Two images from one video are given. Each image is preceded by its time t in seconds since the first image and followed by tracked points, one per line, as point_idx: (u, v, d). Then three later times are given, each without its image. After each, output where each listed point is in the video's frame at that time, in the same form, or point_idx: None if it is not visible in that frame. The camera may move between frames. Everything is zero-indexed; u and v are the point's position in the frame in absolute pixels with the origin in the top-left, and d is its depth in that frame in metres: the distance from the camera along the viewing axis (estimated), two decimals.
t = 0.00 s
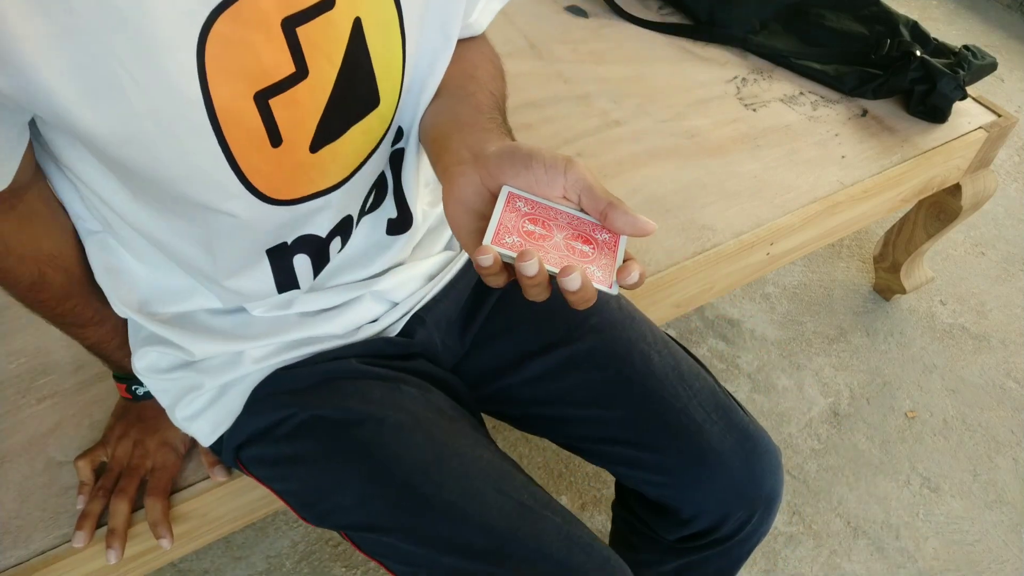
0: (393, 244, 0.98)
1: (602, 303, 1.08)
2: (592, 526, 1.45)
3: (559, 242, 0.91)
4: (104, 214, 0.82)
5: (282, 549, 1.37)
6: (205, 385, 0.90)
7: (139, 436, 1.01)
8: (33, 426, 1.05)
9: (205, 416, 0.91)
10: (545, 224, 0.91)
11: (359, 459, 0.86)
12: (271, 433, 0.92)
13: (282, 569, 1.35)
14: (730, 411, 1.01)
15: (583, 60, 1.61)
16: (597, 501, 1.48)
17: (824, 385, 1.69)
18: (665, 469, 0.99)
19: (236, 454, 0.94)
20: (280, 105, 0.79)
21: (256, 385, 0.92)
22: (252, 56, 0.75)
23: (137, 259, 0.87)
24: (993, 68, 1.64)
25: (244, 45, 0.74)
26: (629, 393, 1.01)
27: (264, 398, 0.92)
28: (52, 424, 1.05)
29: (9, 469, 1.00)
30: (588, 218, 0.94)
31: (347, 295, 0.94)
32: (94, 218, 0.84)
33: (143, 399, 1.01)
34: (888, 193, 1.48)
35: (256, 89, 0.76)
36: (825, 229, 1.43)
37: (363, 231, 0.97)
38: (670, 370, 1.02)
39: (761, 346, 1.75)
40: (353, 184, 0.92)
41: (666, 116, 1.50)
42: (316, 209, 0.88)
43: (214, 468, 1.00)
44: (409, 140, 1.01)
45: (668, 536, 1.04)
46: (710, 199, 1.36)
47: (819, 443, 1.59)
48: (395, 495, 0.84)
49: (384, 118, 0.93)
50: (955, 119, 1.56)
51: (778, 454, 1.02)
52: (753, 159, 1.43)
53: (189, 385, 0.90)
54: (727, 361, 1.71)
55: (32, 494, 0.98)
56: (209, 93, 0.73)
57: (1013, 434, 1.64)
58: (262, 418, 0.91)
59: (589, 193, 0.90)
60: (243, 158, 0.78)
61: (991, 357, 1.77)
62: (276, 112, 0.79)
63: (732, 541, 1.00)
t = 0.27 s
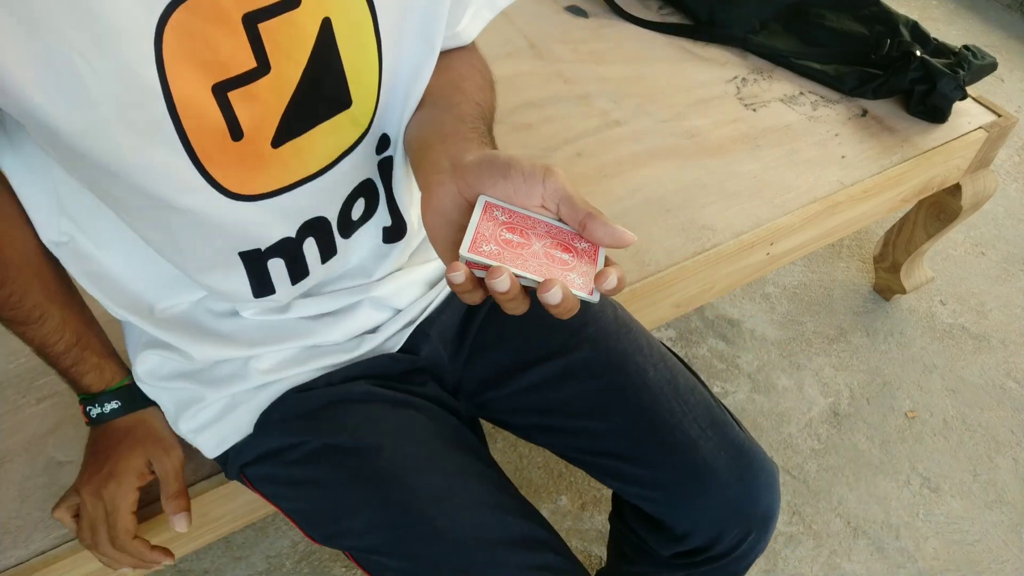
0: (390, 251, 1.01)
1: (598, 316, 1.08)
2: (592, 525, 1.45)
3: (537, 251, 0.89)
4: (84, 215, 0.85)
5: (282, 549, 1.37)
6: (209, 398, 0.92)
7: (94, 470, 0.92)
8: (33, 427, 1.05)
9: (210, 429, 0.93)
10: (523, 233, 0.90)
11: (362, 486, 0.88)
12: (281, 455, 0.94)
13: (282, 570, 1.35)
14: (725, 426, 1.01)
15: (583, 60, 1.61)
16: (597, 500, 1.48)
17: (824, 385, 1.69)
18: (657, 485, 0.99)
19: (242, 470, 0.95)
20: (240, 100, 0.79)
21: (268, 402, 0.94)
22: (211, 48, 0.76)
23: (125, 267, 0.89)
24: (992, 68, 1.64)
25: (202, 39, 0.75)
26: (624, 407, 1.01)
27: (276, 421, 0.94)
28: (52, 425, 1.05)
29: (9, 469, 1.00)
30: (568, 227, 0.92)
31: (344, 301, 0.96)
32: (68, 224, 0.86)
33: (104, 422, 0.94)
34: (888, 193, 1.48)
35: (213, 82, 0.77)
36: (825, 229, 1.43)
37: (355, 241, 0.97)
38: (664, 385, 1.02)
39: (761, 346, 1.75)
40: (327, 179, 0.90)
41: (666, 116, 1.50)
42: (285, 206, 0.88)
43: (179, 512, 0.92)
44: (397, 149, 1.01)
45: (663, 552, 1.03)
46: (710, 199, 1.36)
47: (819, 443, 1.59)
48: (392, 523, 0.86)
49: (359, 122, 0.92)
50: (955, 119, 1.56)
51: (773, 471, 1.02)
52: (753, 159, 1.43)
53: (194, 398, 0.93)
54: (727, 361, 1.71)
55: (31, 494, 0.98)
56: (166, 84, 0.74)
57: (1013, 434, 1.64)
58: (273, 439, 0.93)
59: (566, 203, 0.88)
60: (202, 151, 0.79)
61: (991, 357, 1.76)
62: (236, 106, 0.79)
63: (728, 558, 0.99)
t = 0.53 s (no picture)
0: (393, 260, 1.00)
1: (596, 328, 1.08)
2: (592, 525, 1.45)
3: (549, 245, 0.86)
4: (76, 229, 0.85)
5: (282, 549, 1.37)
6: (215, 409, 0.92)
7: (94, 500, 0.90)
8: (33, 426, 1.04)
9: (217, 440, 0.93)
10: (530, 231, 0.87)
11: (362, 501, 0.89)
12: (289, 474, 0.94)
13: (282, 570, 1.35)
14: (723, 439, 1.01)
15: (583, 60, 1.61)
16: (597, 500, 1.47)
17: (823, 385, 1.69)
18: (653, 500, 0.99)
19: (246, 482, 0.95)
20: (218, 101, 0.80)
21: (276, 419, 0.94)
22: (190, 51, 0.77)
23: (125, 278, 0.89)
24: (992, 68, 1.64)
25: (181, 41, 0.76)
26: (622, 420, 1.01)
27: (285, 442, 0.94)
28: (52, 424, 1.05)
29: (9, 469, 1.00)
30: (571, 229, 0.90)
31: (347, 310, 0.96)
32: (67, 236, 0.86)
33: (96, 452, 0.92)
34: (888, 193, 1.48)
35: (192, 83, 0.78)
36: (825, 229, 1.43)
37: (354, 247, 0.96)
38: (662, 398, 1.02)
39: (761, 346, 1.75)
40: (311, 178, 0.91)
41: (666, 116, 1.50)
42: (267, 203, 0.88)
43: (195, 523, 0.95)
44: (396, 156, 1.00)
45: (660, 566, 1.02)
46: (711, 199, 1.36)
47: (819, 443, 1.59)
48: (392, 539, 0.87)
49: (346, 125, 0.92)
50: (955, 119, 1.56)
51: (771, 488, 1.02)
52: (753, 159, 1.43)
53: (200, 409, 0.93)
54: (727, 361, 1.71)
55: (32, 494, 0.98)
56: (146, 85, 0.75)
57: (1013, 434, 1.64)
58: (280, 458, 0.93)
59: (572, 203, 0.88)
60: (181, 152, 0.80)
61: (991, 357, 1.77)
62: (214, 107, 0.80)
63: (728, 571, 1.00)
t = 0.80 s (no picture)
0: (393, 261, 1.00)
1: (596, 326, 1.09)
2: (592, 525, 1.45)
3: (566, 238, 0.85)
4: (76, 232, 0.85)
5: (282, 549, 1.37)
6: (215, 411, 0.92)
7: (104, 500, 0.91)
8: (33, 426, 1.04)
9: (217, 442, 0.93)
10: (547, 225, 0.86)
11: (359, 506, 0.89)
12: (289, 478, 0.94)
13: (282, 570, 1.35)
14: (725, 435, 1.01)
15: (583, 60, 1.61)
16: (597, 500, 1.48)
17: (824, 385, 1.69)
18: (656, 495, 0.98)
19: (245, 483, 0.96)
20: (219, 103, 0.81)
21: (276, 420, 0.94)
22: (190, 52, 0.77)
23: (124, 281, 0.90)
24: (993, 68, 1.64)
25: (181, 43, 0.76)
26: (624, 414, 1.02)
27: (286, 445, 0.93)
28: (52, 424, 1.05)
29: (9, 469, 1.00)
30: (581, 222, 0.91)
31: (347, 310, 0.96)
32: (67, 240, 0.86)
33: (102, 451, 0.92)
34: (888, 193, 1.48)
35: (193, 85, 0.78)
36: (825, 229, 1.43)
37: (354, 247, 0.96)
38: (663, 394, 1.03)
39: (761, 346, 1.75)
40: (311, 180, 0.91)
41: (666, 116, 1.50)
42: (267, 205, 0.88)
43: (205, 513, 0.97)
44: (395, 156, 1.00)
45: (664, 561, 1.02)
46: (711, 199, 1.36)
47: (819, 443, 1.59)
48: (390, 540, 0.87)
49: (346, 126, 0.93)
50: (955, 119, 1.56)
51: (774, 482, 1.02)
52: (753, 159, 1.43)
53: (200, 410, 0.93)
54: (727, 361, 1.71)
55: (32, 494, 0.98)
56: (145, 87, 0.75)
57: (1013, 434, 1.64)
58: (280, 461, 0.93)
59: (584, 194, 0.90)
60: (180, 153, 0.80)
61: (991, 357, 1.76)
62: (215, 109, 0.80)
63: (729, 567, 0.99)
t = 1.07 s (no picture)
0: (393, 259, 1.00)
1: (597, 323, 1.08)
2: (592, 525, 1.45)
3: (573, 237, 0.85)
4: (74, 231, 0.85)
5: (282, 549, 1.37)
6: (217, 410, 0.92)
7: (102, 513, 0.88)
8: (34, 426, 1.04)
9: (218, 441, 0.93)
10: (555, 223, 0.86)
11: (360, 505, 0.89)
12: (290, 478, 0.94)
13: (282, 570, 1.35)
14: (725, 432, 1.01)
15: (583, 60, 1.61)
16: (597, 500, 1.47)
17: (824, 385, 1.69)
18: (657, 493, 0.98)
19: (245, 483, 0.95)
20: (222, 102, 0.81)
21: (278, 419, 0.94)
22: (194, 50, 0.77)
23: (123, 281, 0.89)
24: (993, 68, 1.64)
25: (186, 41, 0.76)
26: (624, 413, 1.02)
27: (287, 446, 0.93)
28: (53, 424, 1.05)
29: (9, 469, 1.00)
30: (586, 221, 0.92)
31: (347, 309, 0.96)
32: (64, 242, 0.85)
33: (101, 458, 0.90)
34: (888, 193, 1.48)
35: (196, 83, 0.78)
36: (826, 229, 1.43)
37: (352, 246, 0.96)
38: (664, 391, 1.03)
39: (761, 346, 1.75)
40: (311, 179, 0.91)
41: (666, 116, 1.50)
42: (265, 204, 0.88)
43: (205, 537, 0.93)
44: (397, 156, 0.99)
45: (664, 559, 1.02)
46: (711, 199, 1.36)
47: (819, 443, 1.59)
48: (392, 539, 0.87)
49: (347, 125, 0.93)
50: (956, 119, 1.56)
51: (775, 480, 1.02)
52: (753, 159, 1.43)
53: (201, 410, 0.93)
54: (726, 361, 1.71)
55: (32, 494, 0.98)
56: (149, 85, 0.75)
57: (1012, 434, 1.64)
58: (281, 461, 0.93)
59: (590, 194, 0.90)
60: (183, 151, 0.80)
61: (991, 357, 1.76)
62: (218, 107, 0.80)
63: (730, 565, 0.99)
